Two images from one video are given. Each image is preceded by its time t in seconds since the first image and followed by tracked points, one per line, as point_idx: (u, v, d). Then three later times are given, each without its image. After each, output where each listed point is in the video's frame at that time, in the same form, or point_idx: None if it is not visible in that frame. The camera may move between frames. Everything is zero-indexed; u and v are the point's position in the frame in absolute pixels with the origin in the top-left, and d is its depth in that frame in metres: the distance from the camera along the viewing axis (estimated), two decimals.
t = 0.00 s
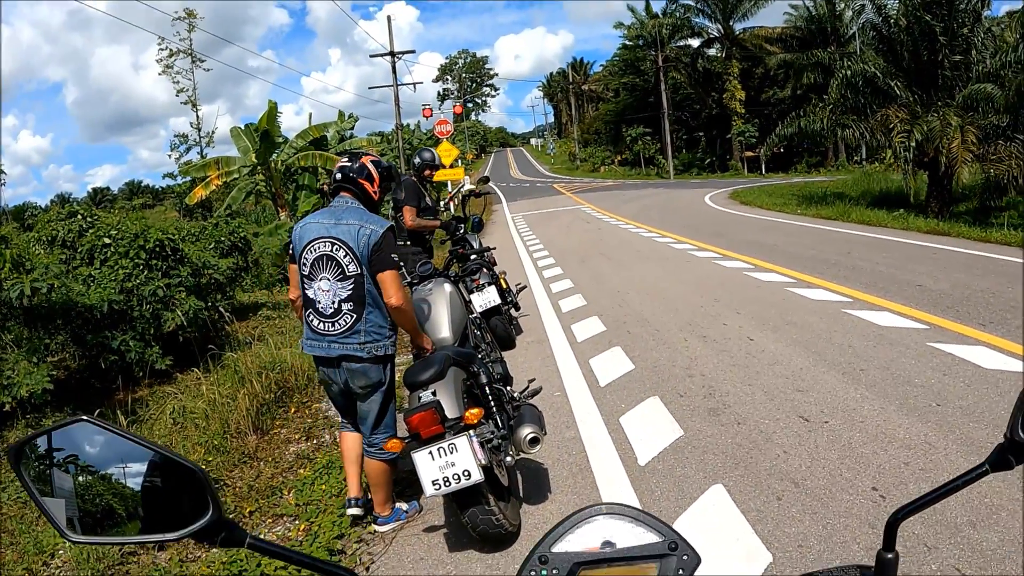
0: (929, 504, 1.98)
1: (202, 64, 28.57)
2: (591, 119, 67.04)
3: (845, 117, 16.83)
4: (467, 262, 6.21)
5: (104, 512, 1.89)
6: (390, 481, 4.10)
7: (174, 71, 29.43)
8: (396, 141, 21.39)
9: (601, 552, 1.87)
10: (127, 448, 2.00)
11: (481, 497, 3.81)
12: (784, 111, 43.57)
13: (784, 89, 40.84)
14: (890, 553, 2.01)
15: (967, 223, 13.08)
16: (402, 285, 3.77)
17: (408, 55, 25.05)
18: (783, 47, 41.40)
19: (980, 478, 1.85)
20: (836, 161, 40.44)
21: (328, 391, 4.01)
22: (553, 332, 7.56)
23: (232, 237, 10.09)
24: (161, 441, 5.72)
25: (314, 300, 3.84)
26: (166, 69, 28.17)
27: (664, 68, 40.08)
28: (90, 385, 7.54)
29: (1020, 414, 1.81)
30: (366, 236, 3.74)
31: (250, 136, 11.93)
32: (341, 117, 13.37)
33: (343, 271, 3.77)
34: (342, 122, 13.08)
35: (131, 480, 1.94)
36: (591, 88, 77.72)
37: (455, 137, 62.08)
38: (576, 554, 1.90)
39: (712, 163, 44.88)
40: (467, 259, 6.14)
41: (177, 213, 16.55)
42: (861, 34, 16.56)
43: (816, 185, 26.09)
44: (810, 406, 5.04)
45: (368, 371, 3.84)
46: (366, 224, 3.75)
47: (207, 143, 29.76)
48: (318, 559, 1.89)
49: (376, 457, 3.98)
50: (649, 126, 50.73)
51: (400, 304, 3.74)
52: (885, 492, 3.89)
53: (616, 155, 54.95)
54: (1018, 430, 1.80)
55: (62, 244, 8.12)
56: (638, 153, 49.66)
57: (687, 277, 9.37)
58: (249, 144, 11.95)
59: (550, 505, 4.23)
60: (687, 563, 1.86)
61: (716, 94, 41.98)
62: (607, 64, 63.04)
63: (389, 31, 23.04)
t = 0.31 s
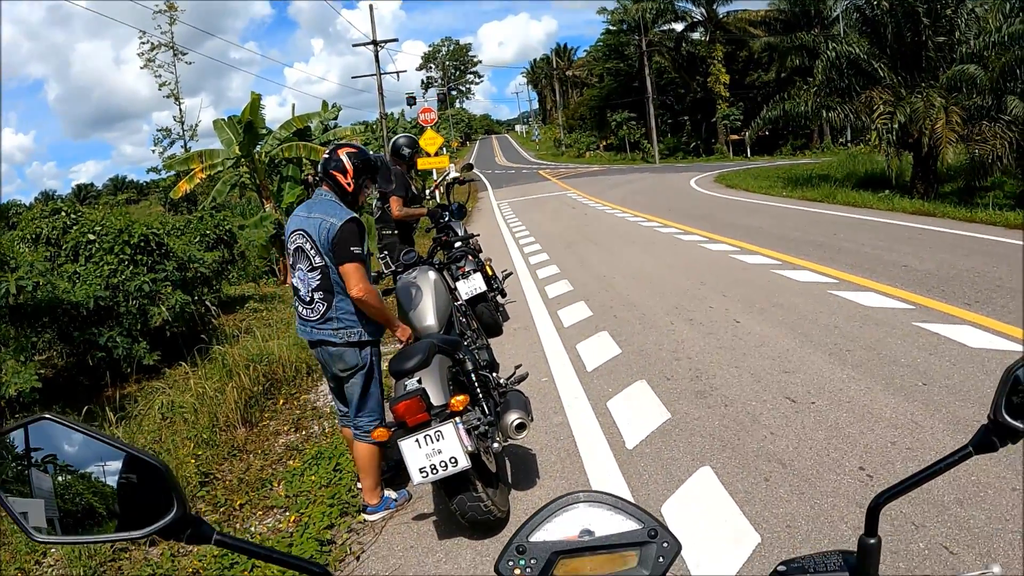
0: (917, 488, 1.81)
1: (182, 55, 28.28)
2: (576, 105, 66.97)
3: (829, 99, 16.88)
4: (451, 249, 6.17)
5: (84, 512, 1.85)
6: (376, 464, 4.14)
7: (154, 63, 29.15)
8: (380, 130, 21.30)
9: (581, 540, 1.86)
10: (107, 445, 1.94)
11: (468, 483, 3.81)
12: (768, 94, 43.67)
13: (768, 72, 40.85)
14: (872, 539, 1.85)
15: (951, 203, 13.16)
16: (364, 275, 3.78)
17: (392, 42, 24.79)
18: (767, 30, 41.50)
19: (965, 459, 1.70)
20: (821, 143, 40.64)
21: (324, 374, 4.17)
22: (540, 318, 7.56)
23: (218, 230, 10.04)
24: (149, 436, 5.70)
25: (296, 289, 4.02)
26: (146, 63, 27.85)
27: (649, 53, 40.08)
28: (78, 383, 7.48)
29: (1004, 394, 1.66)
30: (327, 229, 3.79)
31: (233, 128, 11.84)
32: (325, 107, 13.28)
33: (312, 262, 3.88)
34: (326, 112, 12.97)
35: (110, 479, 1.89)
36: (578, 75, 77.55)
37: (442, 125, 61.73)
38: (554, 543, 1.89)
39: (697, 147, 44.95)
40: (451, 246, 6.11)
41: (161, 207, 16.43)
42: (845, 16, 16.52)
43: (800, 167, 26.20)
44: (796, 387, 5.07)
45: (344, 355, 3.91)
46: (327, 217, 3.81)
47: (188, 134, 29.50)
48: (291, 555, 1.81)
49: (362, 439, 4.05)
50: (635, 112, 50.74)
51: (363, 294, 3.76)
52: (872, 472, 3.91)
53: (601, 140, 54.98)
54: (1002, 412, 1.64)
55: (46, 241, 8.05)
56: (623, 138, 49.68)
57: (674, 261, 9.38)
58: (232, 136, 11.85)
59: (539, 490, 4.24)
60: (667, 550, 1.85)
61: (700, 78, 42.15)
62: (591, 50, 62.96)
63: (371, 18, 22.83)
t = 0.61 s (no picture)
0: (940, 472, 1.77)
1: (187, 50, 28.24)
2: (581, 96, 66.71)
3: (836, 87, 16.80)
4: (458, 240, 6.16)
5: (95, 508, 1.84)
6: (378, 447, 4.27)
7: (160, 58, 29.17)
8: (386, 121, 21.27)
9: (598, 530, 1.85)
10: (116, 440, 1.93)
11: (479, 474, 3.81)
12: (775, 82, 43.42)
13: (774, 60, 40.58)
14: (895, 526, 1.81)
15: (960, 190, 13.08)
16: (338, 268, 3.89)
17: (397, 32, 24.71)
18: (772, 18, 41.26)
19: (988, 445, 1.68)
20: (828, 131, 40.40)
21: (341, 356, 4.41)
22: (548, 308, 7.55)
23: (224, 225, 10.05)
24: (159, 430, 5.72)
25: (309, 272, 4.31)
26: (149, 58, 27.81)
27: (654, 42, 39.92)
28: (87, 379, 7.50)
29: None
30: (314, 221, 3.97)
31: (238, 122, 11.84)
32: (330, 100, 13.26)
33: (309, 250, 4.11)
34: (331, 105, 12.93)
35: (119, 473, 1.89)
36: (580, 65, 77.29)
37: (445, 116, 61.51)
38: (571, 533, 1.87)
39: (703, 136, 44.74)
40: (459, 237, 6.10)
41: (167, 202, 16.47)
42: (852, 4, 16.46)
43: (807, 154, 26.08)
44: (806, 375, 5.06)
45: (336, 340, 4.11)
46: (315, 209, 3.98)
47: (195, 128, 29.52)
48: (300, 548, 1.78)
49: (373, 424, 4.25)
50: (640, 101, 50.54)
51: (335, 283, 3.89)
52: (883, 460, 3.90)
53: (607, 130, 54.80)
54: None
55: (53, 238, 8.07)
56: (629, 128, 49.50)
57: (681, 250, 9.35)
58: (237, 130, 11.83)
59: (549, 480, 4.25)
60: (685, 540, 1.84)
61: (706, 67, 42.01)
62: (596, 40, 62.70)
63: (375, 10, 22.73)
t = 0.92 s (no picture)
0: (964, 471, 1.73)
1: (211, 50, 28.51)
2: (600, 97, 66.59)
3: (859, 88, 16.79)
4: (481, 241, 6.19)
5: (129, 500, 1.84)
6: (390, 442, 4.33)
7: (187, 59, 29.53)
8: (408, 122, 21.37)
9: (633, 526, 1.86)
10: (151, 434, 1.96)
11: (502, 474, 3.82)
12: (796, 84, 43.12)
13: (795, 61, 40.26)
14: (926, 522, 1.76)
15: (983, 193, 12.95)
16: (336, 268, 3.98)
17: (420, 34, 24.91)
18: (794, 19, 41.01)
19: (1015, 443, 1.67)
20: (849, 133, 40.04)
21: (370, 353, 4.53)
22: (569, 309, 7.56)
23: (246, 225, 10.12)
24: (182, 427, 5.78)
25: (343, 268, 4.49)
26: (173, 59, 28.11)
27: (674, 44, 39.86)
28: (109, 375, 7.58)
29: None
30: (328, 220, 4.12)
31: (260, 122, 11.93)
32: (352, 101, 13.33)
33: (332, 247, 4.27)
34: (352, 106, 13.00)
35: (155, 467, 1.89)
36: (599, 66, 77.11)
37: (464, 117, 61.71)
38: (608, 528, 1.88)
39: (724, 137, 44.49)
40: (482, 237, 6.12)
41: (190, 201, 16.62)
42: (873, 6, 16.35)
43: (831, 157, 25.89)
44: (829, 378, 5.04)
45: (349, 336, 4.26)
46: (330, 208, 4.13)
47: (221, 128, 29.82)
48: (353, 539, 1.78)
49: (387, 427, 4.27)
50: (660, 102, 50.39)
51: (334, 283, 3.98)
52: (906, 464, 3.87)
53: (627, 132, 54.67)
54: None
55: (77, 236, 8.16)
56: (649, 129, 49.37)
57: (702, 252, 9.33)
58: (259, 130, 11.94)
59: (571, 482, 4.25)
60: (719, 536, 1.84)
61: (727, 68, 41.96)
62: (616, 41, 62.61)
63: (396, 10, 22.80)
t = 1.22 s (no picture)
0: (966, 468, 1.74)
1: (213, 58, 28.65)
2: (601, 98, 66.63)
3: (860, 86, 16.76)
4: (484, 243, 6.23)
5: (139, 506, 1.86)
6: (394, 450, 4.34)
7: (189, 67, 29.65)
8: (410, 127, 21.42)
9: (640, 526, 1.86)
10: (161, 441, 1.96)
11: (509, 477, 3.83)
12: (797, 82, 43.12)
13: (796, 60, 40.26)
14: (928, 519, 1.75)
15: (986, 189, 12.93)
16: (335, 277, 4.02)
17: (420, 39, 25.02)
18: (794, 18, 41.06)
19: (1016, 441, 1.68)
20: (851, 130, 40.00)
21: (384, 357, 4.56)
22: (573, 311, 7.56)
23: (250, 231, 10.14)
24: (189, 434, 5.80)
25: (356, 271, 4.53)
26: (175, 67, 28.23)
27: (674, 44, 39.92)
28: (115, 383, 7.60)
29: None
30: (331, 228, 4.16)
31: (263, 128, 11.97)
32: (354, 106, 13.35)
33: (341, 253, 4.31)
34: (354, 111, 13.03)
35: (165, 474, 1.90)
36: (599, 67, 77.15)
37: (465, 120, 61.80)
38: (615, 529, 1.88)
39: (725, 137, 44.47)
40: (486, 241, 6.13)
41: (193, 208, 16.67)
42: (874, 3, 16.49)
43: (834, 155, 25.88)
44: (834, 377, 5.03)
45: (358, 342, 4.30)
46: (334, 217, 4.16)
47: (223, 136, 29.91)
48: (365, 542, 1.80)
49: (391, 433, 4.28)
50: (661, 103, 50.40)
51: (335, 292, 4.02)
52: (912, 462, 3.87)
53: (629, 132, 54.69)
54: None
55: (81, 245, 8.19)
56: (651, 130, 49.38)
57: (705, 252, 9.33)
58: (262, 136, 11.98)
59: (578, 484, 4.25)
60: (725, 534, 1.84)
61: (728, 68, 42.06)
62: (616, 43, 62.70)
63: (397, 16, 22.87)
